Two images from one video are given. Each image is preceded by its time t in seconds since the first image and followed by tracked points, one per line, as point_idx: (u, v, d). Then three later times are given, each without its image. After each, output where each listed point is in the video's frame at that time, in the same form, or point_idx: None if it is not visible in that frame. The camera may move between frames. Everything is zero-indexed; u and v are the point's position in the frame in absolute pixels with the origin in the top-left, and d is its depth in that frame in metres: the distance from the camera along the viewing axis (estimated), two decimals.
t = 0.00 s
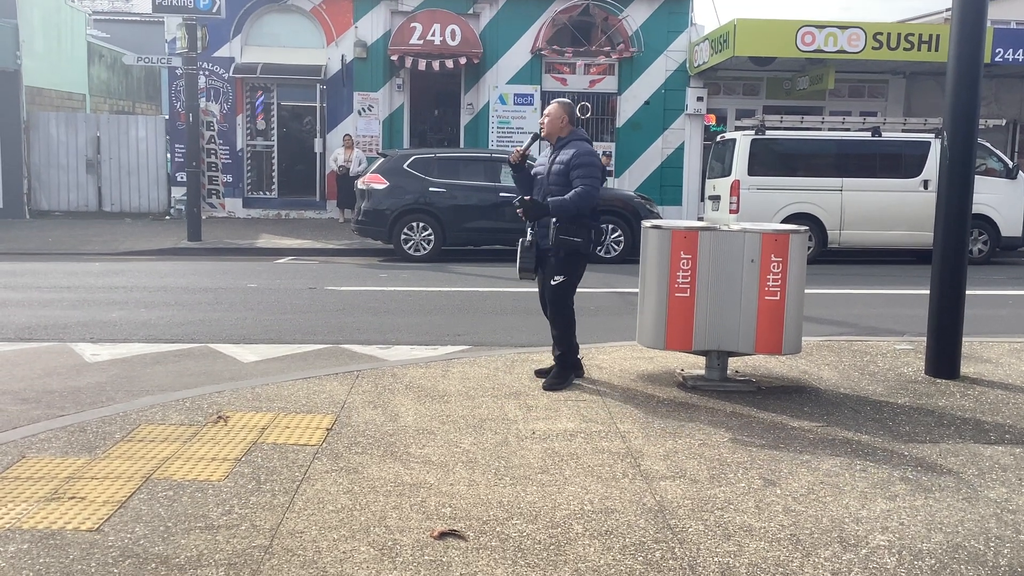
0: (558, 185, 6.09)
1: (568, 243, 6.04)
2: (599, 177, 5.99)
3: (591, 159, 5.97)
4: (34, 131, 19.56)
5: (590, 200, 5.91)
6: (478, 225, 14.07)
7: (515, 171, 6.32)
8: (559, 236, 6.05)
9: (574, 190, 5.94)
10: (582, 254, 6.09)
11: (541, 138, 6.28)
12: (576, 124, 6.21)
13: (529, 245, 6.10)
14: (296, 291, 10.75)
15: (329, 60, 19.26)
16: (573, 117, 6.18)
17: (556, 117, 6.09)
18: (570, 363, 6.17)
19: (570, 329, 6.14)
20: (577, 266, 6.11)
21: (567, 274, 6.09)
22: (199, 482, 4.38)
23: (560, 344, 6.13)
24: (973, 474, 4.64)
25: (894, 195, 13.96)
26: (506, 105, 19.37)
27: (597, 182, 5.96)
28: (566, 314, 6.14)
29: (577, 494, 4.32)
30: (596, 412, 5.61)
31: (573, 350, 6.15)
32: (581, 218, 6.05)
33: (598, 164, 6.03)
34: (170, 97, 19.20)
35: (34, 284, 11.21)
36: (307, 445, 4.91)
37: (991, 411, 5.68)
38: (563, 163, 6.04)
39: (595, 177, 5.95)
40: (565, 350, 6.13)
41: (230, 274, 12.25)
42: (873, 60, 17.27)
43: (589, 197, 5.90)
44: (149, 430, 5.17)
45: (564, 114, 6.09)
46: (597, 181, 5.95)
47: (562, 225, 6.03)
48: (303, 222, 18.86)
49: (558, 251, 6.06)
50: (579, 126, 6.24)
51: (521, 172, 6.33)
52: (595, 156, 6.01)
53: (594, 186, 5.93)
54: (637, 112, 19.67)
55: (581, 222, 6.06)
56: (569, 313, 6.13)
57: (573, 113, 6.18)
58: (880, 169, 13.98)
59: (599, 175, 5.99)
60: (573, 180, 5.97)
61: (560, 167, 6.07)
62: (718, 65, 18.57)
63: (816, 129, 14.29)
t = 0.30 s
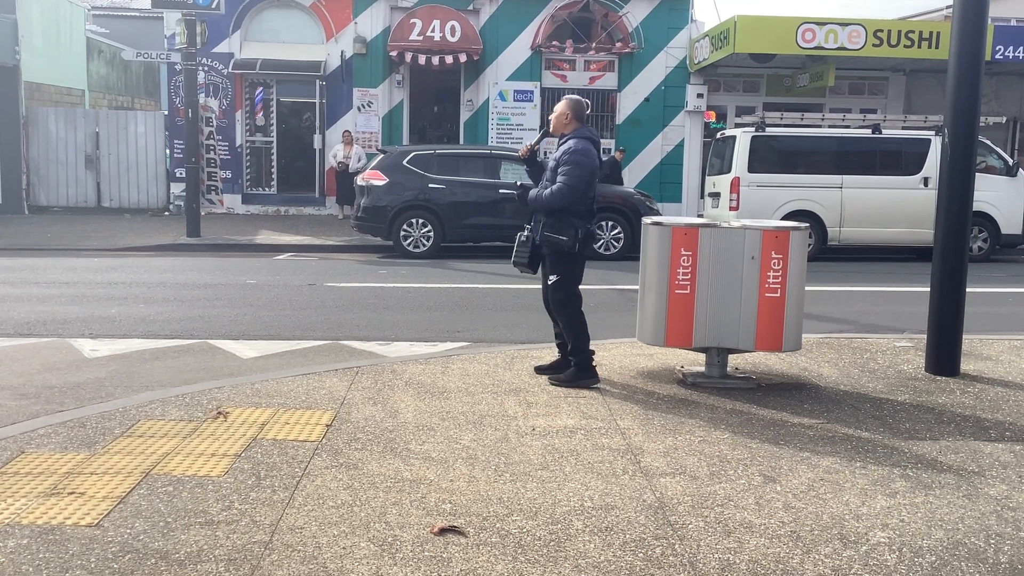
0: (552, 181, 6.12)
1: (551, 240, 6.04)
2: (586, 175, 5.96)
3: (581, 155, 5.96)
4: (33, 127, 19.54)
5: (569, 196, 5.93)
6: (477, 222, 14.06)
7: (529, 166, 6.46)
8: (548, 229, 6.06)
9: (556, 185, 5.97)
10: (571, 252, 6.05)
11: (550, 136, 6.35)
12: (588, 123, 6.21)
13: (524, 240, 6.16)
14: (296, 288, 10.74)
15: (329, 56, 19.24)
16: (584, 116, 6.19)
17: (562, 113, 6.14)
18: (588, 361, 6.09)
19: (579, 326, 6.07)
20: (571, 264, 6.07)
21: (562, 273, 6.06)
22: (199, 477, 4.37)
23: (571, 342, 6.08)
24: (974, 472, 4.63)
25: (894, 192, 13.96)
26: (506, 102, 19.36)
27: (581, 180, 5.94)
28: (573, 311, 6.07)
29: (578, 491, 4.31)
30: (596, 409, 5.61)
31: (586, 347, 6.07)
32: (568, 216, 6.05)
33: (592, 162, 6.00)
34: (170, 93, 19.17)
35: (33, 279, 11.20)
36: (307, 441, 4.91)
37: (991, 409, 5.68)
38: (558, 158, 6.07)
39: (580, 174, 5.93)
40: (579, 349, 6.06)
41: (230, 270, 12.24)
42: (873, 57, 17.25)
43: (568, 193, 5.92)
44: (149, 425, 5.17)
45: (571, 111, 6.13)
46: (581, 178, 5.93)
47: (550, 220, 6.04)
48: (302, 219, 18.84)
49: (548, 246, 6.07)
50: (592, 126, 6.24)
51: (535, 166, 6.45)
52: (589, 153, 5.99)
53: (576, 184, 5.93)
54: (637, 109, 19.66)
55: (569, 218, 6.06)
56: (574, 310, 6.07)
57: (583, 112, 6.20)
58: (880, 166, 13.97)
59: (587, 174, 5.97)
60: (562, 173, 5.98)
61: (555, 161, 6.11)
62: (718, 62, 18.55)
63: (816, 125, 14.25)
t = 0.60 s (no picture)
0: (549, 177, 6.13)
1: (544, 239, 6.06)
2: (576, 173, 5.92)
3: (571, 154, 5.93)
4: (31, 122, 19.51)
5: (557, 195, 5.93)
6: (475, 218, 14.06)
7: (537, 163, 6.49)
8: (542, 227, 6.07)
9: (549, 181, 5.98)
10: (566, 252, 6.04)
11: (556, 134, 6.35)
12: (591, 120, 6.15)
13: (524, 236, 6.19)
14: (294, 284, 10.72)
15: (327, 52, 19.23)
16: (587, 113, 6.14)
17: (564, 111, 6.14)
18: (589, 361, 6.09)
19: (580, 326, 6.07)
20: (568, 264, 6.06)
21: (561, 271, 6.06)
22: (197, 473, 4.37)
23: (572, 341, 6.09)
24: (972, 469, 4.64)
25: (892, 189, 13.96)
26: (505, 98, 19.35)
27: (571, 178, 5.91)
28: (576, 311, 6.08)
29: (576, 487, 4.32)
30: (595, 405, 5.61)
31: (587, 346, 6.07)
32: (562, 214, 6.06)
33: (584, 161, 5.95)
34: (168, 88, 19.15)
35: (31, 275, 11.18)
36: (305, 437, 4.90)
37: (989, 406, 5.68)
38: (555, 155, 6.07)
39: (569, 173, 5.91)
40: (580, 349, 6.06)
41: (228, 266, 12.22)
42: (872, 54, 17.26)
43: (555, 191, 5.92)
44: (147, 421, 5.16)
45: (572, 109, 6.10)
46: (569, 177, 5.91)
47: (544, 218, 6.06)
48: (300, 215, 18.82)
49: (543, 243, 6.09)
50: (597, 124, 6.17)
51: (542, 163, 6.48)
52: (581, 151, 5.95)
53: (564, 183, 5.91)
54: (635, 106, 19.65)
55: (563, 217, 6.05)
56: (577, 310, 6.08)
57: (586, 109, 6.15)
58: (879, 163, 13.97)
59: (577, 173, 5.93)
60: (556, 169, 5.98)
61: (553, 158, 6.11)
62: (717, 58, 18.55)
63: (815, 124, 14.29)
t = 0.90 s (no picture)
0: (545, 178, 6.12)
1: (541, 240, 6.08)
2: (565, 172, 5.89)
3: (560, 153, 5.91)
4: (27, 119, 19.47)
5: (546, 195, 5.92)
6: (472, 216, 14.04)
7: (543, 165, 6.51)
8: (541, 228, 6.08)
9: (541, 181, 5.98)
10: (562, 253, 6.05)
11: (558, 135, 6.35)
12: (588, 119, 6.12)
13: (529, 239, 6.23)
14: (290, 281, 10.71)
15: (324, 49, 19.19)
16: (583, 112, 6.12)
17: (561, 112, 6.15)
18: (586, 360, 6.08)
19: (578, 325, 6.08)
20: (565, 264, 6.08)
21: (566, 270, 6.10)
22: (193, 471, 4.36)
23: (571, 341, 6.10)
24: (967, 466, 4.64)
25: (889, 187, 13.97)
26: (501, 96, 19.33)
27: (560, 178, 5.89)
28: (576, 310, 6.09)
29: (572, 485, 4.32)
30: (591, 403, 5.61)
31: (585, 346, 6.06)
32: (557, 214, 6.04)
33: (573, 160, 5.92)
34: (164, 85, 19.11)
35: (27, 272, 11.15)
36: (301, 434, 4.90)
37: (985, 404, 5.69)
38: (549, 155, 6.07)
39: (557, 172, 5.89)
40: (576, 347, 6.06)
41: (224, 263, 12.19)
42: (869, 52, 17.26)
43: (544, 191, 5.91)
44: (144, 418, 5.16)
45: (567, 109, 6.11)
46: (557, 177, 5.89)
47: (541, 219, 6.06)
48: (297, 212, 18.80)
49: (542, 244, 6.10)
50: (594, 123, 6.13)
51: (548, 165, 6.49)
52: (570, 150, 5.92)
53: (553, 182, 5.89)
54: (632, 103, 19.65)
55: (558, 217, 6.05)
56: (574, 310, 6.09)
57: (582, 108, 6.13)
58: (875, 161, 13.97)
59: (565, 171, 5.90)
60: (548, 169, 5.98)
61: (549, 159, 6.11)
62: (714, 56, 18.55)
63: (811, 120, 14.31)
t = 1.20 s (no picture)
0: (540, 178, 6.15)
1: (537, 241, 6.14)
2: (549, 172, 5.89)
3: (546, 153, 5.92)
4: (22, 118, 19.43)
5: (532, 195, 5.95)
6: (469, 215, 14.03)
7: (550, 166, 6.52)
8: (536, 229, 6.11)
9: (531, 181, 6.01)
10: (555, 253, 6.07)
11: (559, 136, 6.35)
12: (582, 118, 6.08)
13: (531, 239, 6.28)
14: (286, 281, 10.69)
15: (320, 48, 19.18)
16: (577, 111, 6.08)
17: (557, 112, 6.16)
18: (583, 359, 6.09)
19: (575, 325, 6.07)
20: (559, 265, 6.09)
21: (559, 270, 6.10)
22: (188, 471, 4.36)
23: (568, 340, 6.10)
24: (962, 465, 4.65)
25: (884, 186, 13.99)
26: (497, 95, 19.32)
27: (545, 177, 5.90)
28: (574, 310, 6.08)
29: (567, 484, 4.32)
30: (587, 402, 5.61)
31: (582, 346, 6.06)
32: (549, 214, 6.05)
33: (559, 160, 5.91)
34: (159, 85, 19.07)
35: (22, 272, 11.11)
36: (296, 434, 4.90)
37: (980, 402, 5.70)
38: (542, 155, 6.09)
39: (542, 172, 5.90)
40: (573, 347, 6.07)
41: (219, 263, 12.17)
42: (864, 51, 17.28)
43: (531, 191, 5.95)
44: (138, 418, 5.15)
45: (561, 108, 6.11)
46: (542, 177, 5.90)
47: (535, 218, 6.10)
48: (292, 211, 18.78)
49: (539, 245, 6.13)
50: (588, 121, 6.08)
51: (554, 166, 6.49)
52: (556, 150, 5.91)
53: (539, 182, 5.91)
54: (628, 102, 19.64)
55: (549, 218, 6.06)
56: (572, 310, 6.08)
57: (576, 107, 6.10)
58: (870, 160, 13.99)
59: (550, 172, 5.90)
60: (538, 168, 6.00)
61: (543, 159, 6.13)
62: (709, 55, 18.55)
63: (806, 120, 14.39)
